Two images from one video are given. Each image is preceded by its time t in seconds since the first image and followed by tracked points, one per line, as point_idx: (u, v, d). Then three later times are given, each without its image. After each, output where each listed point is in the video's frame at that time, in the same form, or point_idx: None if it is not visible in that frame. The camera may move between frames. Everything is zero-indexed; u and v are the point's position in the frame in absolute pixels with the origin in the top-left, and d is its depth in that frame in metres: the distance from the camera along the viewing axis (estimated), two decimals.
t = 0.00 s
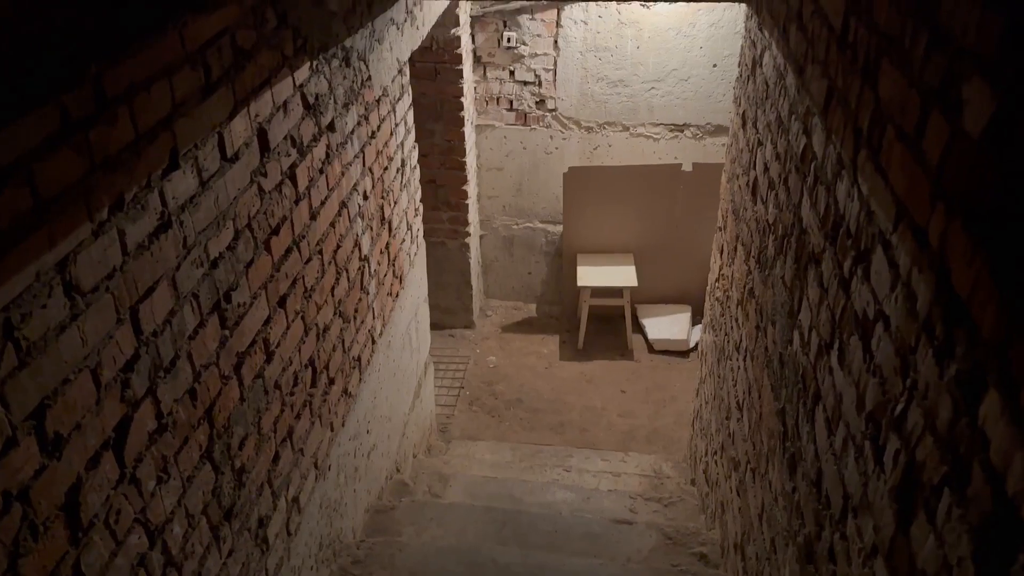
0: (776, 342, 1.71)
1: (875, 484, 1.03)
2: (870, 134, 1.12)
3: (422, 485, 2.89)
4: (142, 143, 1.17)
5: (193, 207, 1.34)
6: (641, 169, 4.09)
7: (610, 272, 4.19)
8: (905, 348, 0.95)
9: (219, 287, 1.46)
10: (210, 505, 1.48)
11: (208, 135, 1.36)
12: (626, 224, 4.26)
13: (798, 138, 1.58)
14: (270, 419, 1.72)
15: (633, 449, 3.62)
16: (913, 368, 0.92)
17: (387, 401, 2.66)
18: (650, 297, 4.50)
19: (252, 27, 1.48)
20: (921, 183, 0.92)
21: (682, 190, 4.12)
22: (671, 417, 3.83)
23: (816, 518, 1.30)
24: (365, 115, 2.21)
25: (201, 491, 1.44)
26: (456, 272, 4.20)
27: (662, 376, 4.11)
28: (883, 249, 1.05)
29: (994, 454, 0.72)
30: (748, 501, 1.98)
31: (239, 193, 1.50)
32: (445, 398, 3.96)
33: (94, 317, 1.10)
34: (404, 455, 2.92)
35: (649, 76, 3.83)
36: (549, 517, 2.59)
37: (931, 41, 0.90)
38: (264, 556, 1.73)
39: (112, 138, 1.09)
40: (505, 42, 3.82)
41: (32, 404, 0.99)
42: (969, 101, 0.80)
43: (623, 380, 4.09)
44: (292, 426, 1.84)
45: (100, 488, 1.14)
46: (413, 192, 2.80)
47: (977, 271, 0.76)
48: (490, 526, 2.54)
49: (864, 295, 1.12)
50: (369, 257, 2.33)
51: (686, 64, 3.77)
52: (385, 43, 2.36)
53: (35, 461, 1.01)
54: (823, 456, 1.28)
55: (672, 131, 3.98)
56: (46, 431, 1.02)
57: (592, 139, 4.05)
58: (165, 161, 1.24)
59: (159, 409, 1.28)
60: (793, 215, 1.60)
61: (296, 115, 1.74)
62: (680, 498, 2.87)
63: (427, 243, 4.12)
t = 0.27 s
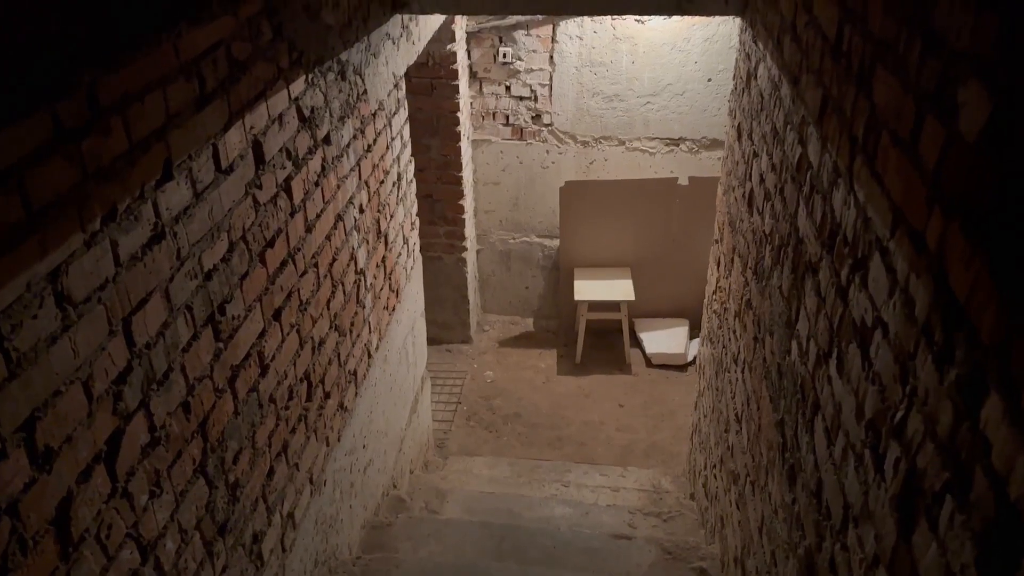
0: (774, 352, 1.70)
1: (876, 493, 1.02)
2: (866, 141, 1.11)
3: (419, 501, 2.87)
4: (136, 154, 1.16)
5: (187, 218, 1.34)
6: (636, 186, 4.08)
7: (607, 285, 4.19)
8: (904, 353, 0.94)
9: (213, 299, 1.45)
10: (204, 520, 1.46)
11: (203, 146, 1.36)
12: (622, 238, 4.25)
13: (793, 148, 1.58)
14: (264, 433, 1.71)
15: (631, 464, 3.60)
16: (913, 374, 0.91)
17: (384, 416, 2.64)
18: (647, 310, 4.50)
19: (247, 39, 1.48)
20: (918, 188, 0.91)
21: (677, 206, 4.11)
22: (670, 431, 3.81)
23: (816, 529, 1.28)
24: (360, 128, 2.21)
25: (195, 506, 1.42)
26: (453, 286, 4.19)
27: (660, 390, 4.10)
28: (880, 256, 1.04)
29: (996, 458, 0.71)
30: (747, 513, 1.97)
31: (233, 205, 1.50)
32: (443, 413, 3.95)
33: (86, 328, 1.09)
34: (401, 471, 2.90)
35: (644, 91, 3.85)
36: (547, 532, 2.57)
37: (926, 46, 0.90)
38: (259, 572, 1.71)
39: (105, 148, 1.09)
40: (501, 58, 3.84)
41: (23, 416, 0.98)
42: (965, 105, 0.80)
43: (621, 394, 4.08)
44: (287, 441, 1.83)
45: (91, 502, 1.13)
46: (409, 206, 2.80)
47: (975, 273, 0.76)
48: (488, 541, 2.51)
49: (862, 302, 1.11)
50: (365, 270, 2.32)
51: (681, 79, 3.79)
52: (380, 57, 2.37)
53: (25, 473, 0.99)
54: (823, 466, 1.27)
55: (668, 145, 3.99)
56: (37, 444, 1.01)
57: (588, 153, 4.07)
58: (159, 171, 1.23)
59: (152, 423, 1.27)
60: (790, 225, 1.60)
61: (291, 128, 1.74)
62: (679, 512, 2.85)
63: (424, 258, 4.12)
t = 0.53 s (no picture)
0: (775, 361, 1.69)
1: (880, 499, 1.01)
2: (866, 146, 1.11)
3: (419, 514, 2.84)
4: (134, 162, 1.16)
5: (185, 227, 1.33)
6: (636, 198, 4.09)
7: (606, 297, 4.18)
8: (907, 358, 0.93)
9: (211, 309, 1.44)
10: (201, 532, 1.44)
11: (201, 155, 1.36)
12: (622, 250, 4.26)
13: (792, 156, 1.58)
14: (263, 445, 1.69)
15: (632, 477, 3.58)
16: (916, 378, 0.91)
17: (383, 428, 2.63)
18: (647, 322, 4.49)
19: (246, 49, 1.48)
20: (919, 192, 0.91)
21: (677, 216, 4.12)
22: (670, 443, 3.80)
23: (820, 537, 1.27)
24: (359, 140, 2.22)
25: (192, 518, 1.40)
26: (452, 299, 4.19)
27: (660, 403, 4.08)
28: (881, 260, 1.04)
29: (1003, 461, 0.70)
30: (749, 524, 1.95)
31: (232, 214, 1.49)
32: (442, 426, 3.93)
33: (83, 336, 1.08)
34: (400, 484, 2.88)
35: (642, 103, 3.86)
36: (548, 545, 2.55)
37: (926, 49, 0.90)
38: None
39: (103, 156, 1.09)
40: (499, 71, 3.85)
41: (19, 424, 0.97)
42: (966, 106, 0.80)
43: (621, 407, 4.06)
44: (285, 453, 1.81)
45: (87, 512, 1.11)
46: (407, 217, 2.80)
47: (979, 275, 0.75)
48: (488, 554, 2.49)
49: (864, 308, 1.11)
50: (364, 281, 2.32)
51: (679, 91, 3.80)
52: (379, 68, 2.38)
53: (21, 482, 0.98)
54: (826, 474, 1.26)
55: (666, 157, 4.00)
56: (32, 453, 1.00)
57: (587, 165, 4.07)
58: (158, 180, 1.23)
59: (149, 433, 1.26)
60: (790, 233, 1.59)
61: (290, 138, 1.74)
62: (680, 525, 2.83)
63: (423, 270, 4.11)
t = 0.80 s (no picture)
0: (776, 369, 1.69)
1: (884, 505, 1.00)
2: (866, 151, 1.11)
3: (419, 526, 2.83)
4: (133, 169, 1.16)
5: (185, 235, 1.33)
6: (636, 207, 4.08)
7: (606, 308, 4.18)
8: (910, 362, 0.93)
9: (210, 318, 1.44)
10: (200, 543, 1.43)
11: (201, 164, 1.36)
12: (621, 260, 4.26)
13: (792, 163, 1.58)
14: (262, 455, 1.68)
15: (633, 488, 3.57)
16: (920, 383, 0.90)
17: (382, 439, 2.62)
18: (647, 333, 4.49)
19: (246, 58, 1.49)
20: (920, 195, 0.91)
21: (677, 226, 4.12)
22: (671, 454, 3.78)
23: (823, 545, 1.26)
24: (359, 150, 2.22)
25: (191, 528, 1.39)
26: (452, 309, 4.18)
27: (661, 413, 4.07)
28: (883, 265, 1.04)
29: (1009, 464, 0.70)
30: (752, 534, 1.94)
31: (232, 223, 1.49)
32: (442, 438, 3.92)
33: (82, 344, 1.08)
34: (400, 496, 2.86)
35: (641, 114, 3.87)
36: (549, 557, 2.53)
37: (926, 53, 0.90)
38: None
39: (102, 163, 1.09)
40: (498, 82, 3.87)
41: (16, 432, 0.96)
42: (967, 109, 0.80)
43: (621, 417, 4.05)
44: (284, 463, 1.80)
45: (85, 522, 1.10)
46: (407, 228, 2.80)
47: (982, 277, 0.75)
48: (488, 566, 2.47)
49: (866, 313, 1.10)
50: (364, 291, 2.31)
51: (678, 102, 3.82)
52: (379, 79, 2.38)
53: (18, 491, 0.97)
54: (829, 482, 1.25)
55: (665, 167, 4.01)
56: (30, 461, 0.99)
57: (586, 176, 4.08)
58: (157, 187, 1.23)
59: (148, 442, 1.25)
60: (790, 240, 1.59)
61: (290, 147, 1.74)
62: (682, 536, 2.81)
63: (423, 281, 4.11)
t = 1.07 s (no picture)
0: (776, 380, 1.67)
1: (886, 514, 0.99)
2: (864, 159, 1.11)
3: (417, 542, 2.80)
4: (128, 179, 1.16)
5: (181, 246, 1.33)
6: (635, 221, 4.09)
7: (605, 322, 4.17)
8: (910, 369, 0.92)
9: (206, 329, 1.43)
10: (194, 557, 1.41)
11: (197, 175, 1.35)
12: (621, 274, 4.26)
13: (790, 173, 1.58)
14: (258, 469, 1.67)
15: (633, 503, 3.54)
16: (921, 389, 0.89)
17: (381, 453, 2.60)
18: (646, 347, 4.48)
19: (243, 70, 1.49)
20: (919, 201, 0.91)
21: (676, 239, 4.12)
22: (672, 469, 3.76)
23: (825, 556, 1.25)
24: (357, 163, 2.22)
25: (185, 542, 1.38)
26: (450, 324, 4.17)
27: (661, 428, 4.05)
28: (882, 272, 1.03)
29: (1012, 469, 0.69)
30: (753, 548, 1.92)
31: (228, 235, 1.49)
32: (441, 453, 3.90)
33: (76, 354, 1.07)
34: (398, 511, 2.83)
35: (639, 128, 3.88)
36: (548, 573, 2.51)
37: (923, 59, 0.90)
38: None
39: (97, 172, 1.08)
40: (497, 97, 3.88)
41: (8, 443, 0.95)
42: (965, 113, 0.79)
43: (621, 432, 4.03)
44: (281, 477, 1.78)
45: (77, 535, 1.09)
46: (405, 241, 2.80)
47: (982, 280, 0.74)
48: None
49: (865, 320, 1.10)
50: (362, 304, 2.31)
51: (676, 116, 3.83)
52: (377, 93, 2.39)
53: (9, 504, 0.96)
54: (830, 493, 1.24)
55: (664, 181, 4.02)
56: (22, 473, 0.98)
57: (585, 190, 4.09)
58: (153, 198, 1.22)
59: (142, 454, 1.24)
60: (789, 250, 1.59)
61: (287, 160, 1.74)
62: (683, 551, 2.79)
63: (421, 295, 4.10)
